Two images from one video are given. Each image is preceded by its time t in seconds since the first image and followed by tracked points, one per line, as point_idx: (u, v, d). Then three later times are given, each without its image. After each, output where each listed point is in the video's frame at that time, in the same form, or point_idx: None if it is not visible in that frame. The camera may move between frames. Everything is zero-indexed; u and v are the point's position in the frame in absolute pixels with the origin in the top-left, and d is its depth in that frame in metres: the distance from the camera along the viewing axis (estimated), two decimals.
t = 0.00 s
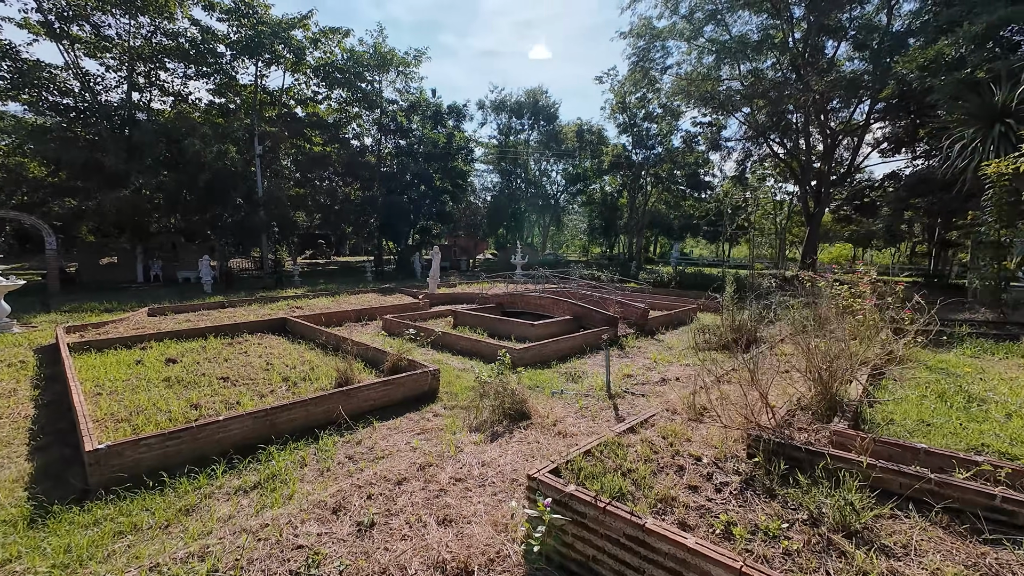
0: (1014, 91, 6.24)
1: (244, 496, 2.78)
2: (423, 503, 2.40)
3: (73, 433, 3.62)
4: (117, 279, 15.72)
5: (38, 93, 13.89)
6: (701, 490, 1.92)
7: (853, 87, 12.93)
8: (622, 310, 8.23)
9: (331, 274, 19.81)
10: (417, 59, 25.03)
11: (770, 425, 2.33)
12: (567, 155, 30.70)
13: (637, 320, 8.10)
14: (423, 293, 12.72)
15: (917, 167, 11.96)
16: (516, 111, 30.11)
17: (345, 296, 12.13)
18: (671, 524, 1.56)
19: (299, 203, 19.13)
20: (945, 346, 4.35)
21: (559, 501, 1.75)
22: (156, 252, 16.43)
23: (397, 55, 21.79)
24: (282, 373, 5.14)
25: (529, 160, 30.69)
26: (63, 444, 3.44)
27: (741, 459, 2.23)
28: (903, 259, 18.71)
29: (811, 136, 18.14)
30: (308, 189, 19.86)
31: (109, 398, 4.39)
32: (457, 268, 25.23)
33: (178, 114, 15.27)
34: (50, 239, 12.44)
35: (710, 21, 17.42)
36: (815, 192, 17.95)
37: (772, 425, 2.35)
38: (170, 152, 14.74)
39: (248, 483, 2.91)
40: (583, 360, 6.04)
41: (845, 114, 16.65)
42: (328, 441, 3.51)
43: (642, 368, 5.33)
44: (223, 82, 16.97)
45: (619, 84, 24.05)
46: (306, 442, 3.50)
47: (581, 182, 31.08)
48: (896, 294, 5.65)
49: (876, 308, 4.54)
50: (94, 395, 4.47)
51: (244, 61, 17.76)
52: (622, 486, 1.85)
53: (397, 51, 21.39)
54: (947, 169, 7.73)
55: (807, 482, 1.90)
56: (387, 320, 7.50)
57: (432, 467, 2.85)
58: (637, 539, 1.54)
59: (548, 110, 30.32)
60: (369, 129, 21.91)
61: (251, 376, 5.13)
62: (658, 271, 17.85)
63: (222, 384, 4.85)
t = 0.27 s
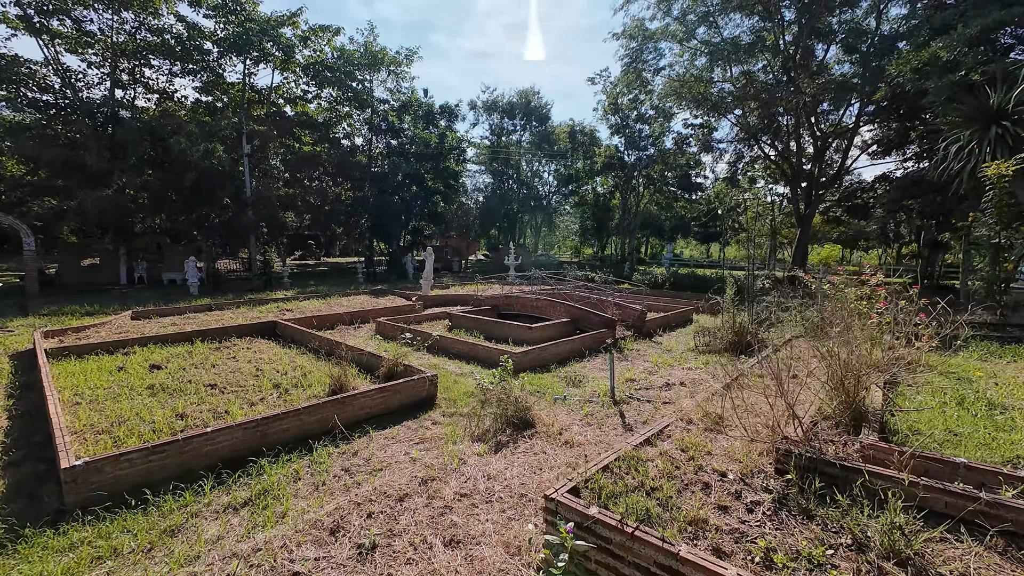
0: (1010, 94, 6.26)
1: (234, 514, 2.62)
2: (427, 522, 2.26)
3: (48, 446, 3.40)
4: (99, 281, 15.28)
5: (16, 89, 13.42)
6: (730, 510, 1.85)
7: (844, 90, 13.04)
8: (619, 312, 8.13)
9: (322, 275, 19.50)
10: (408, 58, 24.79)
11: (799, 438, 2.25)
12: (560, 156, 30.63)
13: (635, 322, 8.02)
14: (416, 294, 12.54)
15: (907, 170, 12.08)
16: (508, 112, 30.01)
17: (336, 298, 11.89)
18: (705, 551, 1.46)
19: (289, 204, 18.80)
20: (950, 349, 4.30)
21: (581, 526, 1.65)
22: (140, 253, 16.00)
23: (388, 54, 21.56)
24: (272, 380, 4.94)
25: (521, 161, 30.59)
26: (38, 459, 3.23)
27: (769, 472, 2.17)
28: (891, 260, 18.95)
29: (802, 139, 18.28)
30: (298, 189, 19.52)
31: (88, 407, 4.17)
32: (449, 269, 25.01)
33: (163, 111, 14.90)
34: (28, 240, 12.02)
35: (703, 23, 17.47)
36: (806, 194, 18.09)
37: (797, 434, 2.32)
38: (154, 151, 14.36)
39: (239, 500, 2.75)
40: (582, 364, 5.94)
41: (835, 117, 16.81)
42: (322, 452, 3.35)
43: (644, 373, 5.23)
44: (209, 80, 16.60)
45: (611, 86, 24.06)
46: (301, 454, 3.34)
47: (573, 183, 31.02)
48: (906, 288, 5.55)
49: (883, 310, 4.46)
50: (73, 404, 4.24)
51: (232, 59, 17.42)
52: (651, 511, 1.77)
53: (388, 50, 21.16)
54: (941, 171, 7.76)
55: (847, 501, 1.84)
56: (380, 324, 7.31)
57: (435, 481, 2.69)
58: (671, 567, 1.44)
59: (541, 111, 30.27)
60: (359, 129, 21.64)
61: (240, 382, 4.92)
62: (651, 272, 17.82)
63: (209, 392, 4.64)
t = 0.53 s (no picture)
0: (1008, 96, 6.30)
1: (236, 527, 2.49)
2: (443, 535, 2.15)
3: (34, 456, 3.23)
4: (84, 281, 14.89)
5: None
6: (774, 523, 1.88)
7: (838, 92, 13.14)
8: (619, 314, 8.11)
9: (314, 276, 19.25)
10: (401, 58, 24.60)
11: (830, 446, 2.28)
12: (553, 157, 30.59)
13: (636, 323, 7.97)
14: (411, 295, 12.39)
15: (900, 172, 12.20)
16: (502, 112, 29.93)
17: (330, 299, 11.68)
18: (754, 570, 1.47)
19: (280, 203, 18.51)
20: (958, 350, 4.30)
21: (622, 542, 1.64)
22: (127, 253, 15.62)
23: (381, 53, 21.37)
24: (269, 384, 4.78)
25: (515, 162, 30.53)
26: (23, 470, 3.06)
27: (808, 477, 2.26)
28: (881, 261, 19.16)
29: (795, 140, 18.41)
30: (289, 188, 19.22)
31: (76, 414, 3.99)
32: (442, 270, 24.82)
33: (151, 109, 14.58)
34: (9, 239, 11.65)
35: (697, 25, 17.54)
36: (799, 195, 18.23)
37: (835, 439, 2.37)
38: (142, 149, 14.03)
39: (240, 512, 2.61)
40: (585, 366, 5.87)
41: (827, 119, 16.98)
42: (325, 460, 3.21)
43: (650, 375, 5.17)
44: (199, 77, 16.29)
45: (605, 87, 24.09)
46: (303, 461, 3.22)
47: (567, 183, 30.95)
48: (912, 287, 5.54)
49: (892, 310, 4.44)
50: (59, 411, 4.05)
51: (222, 56, 17.10)
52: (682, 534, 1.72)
53: (381, 49, 20.96)
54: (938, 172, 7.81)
55: (898, 513, 1.89)
56: (377, 325, 7.17)
57: (448, 491, 2.58)
58: None
59: (534, 112, 30.23)
60: (351, 128, 21.40)
61: (235, 387, 4.76)
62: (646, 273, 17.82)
63: (203, 397, 4.47)
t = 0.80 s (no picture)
0: (1009, 98, 6.34)
1: (246, 539, 2.39)
2: (468, 547, 2.07)
3: (29, 465, 3.10)
4: (73, 282, 14.56)
5: None
6: (826, 535, 1.91)
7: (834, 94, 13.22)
8: (621, 315, 8.10)
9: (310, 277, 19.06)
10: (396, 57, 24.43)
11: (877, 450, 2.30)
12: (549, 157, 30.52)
13: (638, 324, 7.94)
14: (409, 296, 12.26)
15: (895, 173, 12.30)
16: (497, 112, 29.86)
17: (326, 300, 11.52)
18: None
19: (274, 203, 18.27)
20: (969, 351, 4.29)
21: (672, 557, 1.68)
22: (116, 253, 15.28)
23: (375, 52, 21.19)
24: (272, 388, 4.65)
25: (510, 162, 30.44)
26: (18, 480, 2.93)
27: (856, 489, 2.26)
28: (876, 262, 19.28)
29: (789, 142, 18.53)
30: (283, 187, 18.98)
31: (71, 420, 3.85)
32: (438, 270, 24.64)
33: (142, 106, 14.29)
34: None
35: (693, 26, 17.56)
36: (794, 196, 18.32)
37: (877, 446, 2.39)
38: (133, 147, 13.75)
39: (250, 523, 2.51)
40: (592, 368, 5.80)
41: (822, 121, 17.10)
42: (334, 468, 3.11)
43: (659, 377, 5.11)
44: (190, 75, 16.01)
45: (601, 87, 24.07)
46: (313, 468, 3.12)
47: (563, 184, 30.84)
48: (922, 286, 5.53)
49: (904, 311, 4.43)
50: (54, 417, 3.90)
51: (214, 53, 16.83)
52: (730, 546, 1.75)
53: (375, 48, 20.78)
54: (939, 174, 7.84)
55: (956, 525, 1.89)
56: (377, 326, 7.05)
57: (468, 499, 2.49)
58: None
59: (529, 112, 30.17)
60: (345, 128, 21.20)
61: (236, 390, 4.63)
62: (644, 274, 17.84)
63: (202, 402, 4.32)
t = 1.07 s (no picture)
0: (1015, 99, 6.33)
1: (261, 551, 2.29)
2: (496, 561, 2.00)
3: (29, 473, 2.99)
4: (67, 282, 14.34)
5: None
6: (885, 551, 1.86)
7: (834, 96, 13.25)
8: (626, 316, 8.05)
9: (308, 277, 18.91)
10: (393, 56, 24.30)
11: (923, 460, 2.26)
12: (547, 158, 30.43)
13: (644, 325, 7.88)
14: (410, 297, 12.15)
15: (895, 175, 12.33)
16: (494, 112, 29.79)
17: (326, 301, 11.40)
18: None
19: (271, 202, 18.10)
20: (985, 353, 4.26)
21: None
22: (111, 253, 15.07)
23: (373, 51, 21.06)
24: (277, 391, 4.54)
25: (508, 162, 30.36)
26: (17, 490, 2.82)
27: (909, 504, 2.18)
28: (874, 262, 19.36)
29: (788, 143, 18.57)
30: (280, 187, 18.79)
31: (70, 425, 3.72)
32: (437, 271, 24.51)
33: (137, 104, 14.09)
34: None
35: (692, 27, 17.57)
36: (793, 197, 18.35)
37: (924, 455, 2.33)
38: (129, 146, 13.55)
39: (262, 534, 2.41)
40: (600, 371, 5.73)
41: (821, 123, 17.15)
42: (345, 476, 3.01)
43: (669, 379, 5.05)
44: (186, 73, 15.81)
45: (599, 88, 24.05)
46: (324, 476, 3.02)
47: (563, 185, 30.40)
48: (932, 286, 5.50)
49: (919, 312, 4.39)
50: (53, 422, 3.78)
51: (210, 52, 16.65)
52: (783, 565, 1.75)
53: (373, 47, 20.65)
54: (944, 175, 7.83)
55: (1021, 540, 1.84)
56: (380, 328, 6.95)
57: (491, 509, 2.41)
58: None
59: (527, 112, 30.11)
60: (343, 127, 21.05)
61: (239, 394, 4.52)
62: (644, 275, 17.84)
63: (205, 406, 4.21)
